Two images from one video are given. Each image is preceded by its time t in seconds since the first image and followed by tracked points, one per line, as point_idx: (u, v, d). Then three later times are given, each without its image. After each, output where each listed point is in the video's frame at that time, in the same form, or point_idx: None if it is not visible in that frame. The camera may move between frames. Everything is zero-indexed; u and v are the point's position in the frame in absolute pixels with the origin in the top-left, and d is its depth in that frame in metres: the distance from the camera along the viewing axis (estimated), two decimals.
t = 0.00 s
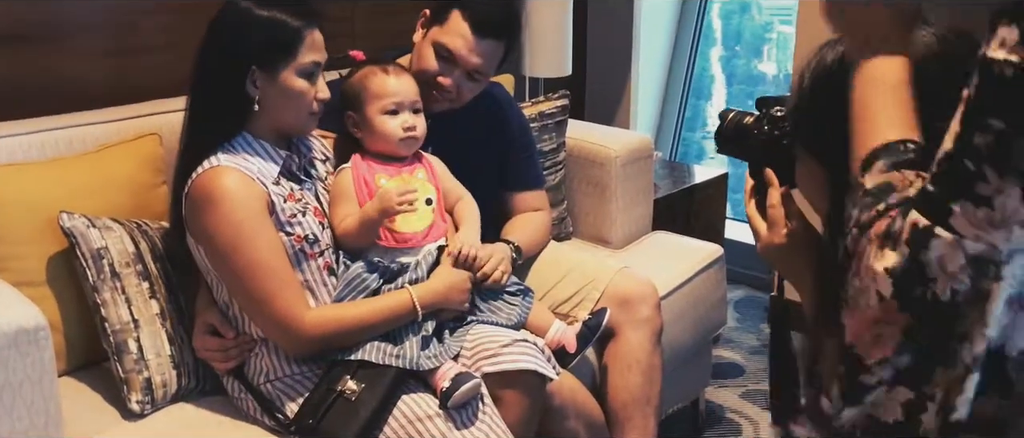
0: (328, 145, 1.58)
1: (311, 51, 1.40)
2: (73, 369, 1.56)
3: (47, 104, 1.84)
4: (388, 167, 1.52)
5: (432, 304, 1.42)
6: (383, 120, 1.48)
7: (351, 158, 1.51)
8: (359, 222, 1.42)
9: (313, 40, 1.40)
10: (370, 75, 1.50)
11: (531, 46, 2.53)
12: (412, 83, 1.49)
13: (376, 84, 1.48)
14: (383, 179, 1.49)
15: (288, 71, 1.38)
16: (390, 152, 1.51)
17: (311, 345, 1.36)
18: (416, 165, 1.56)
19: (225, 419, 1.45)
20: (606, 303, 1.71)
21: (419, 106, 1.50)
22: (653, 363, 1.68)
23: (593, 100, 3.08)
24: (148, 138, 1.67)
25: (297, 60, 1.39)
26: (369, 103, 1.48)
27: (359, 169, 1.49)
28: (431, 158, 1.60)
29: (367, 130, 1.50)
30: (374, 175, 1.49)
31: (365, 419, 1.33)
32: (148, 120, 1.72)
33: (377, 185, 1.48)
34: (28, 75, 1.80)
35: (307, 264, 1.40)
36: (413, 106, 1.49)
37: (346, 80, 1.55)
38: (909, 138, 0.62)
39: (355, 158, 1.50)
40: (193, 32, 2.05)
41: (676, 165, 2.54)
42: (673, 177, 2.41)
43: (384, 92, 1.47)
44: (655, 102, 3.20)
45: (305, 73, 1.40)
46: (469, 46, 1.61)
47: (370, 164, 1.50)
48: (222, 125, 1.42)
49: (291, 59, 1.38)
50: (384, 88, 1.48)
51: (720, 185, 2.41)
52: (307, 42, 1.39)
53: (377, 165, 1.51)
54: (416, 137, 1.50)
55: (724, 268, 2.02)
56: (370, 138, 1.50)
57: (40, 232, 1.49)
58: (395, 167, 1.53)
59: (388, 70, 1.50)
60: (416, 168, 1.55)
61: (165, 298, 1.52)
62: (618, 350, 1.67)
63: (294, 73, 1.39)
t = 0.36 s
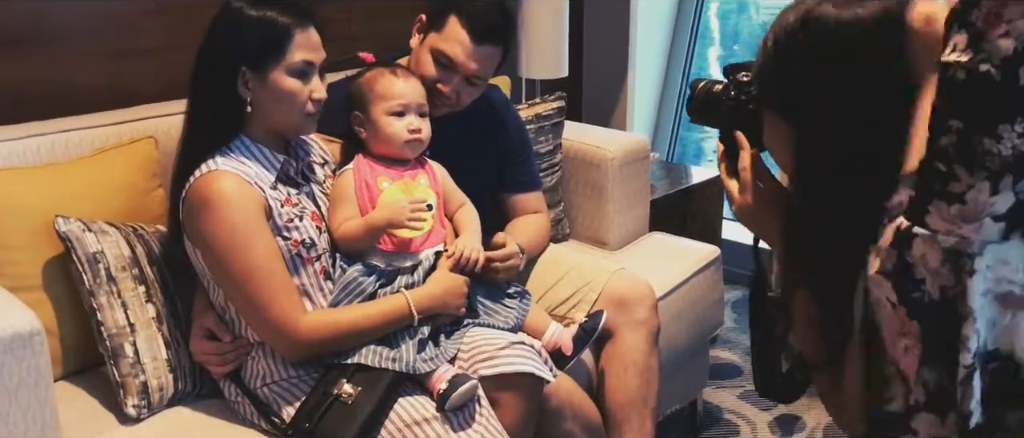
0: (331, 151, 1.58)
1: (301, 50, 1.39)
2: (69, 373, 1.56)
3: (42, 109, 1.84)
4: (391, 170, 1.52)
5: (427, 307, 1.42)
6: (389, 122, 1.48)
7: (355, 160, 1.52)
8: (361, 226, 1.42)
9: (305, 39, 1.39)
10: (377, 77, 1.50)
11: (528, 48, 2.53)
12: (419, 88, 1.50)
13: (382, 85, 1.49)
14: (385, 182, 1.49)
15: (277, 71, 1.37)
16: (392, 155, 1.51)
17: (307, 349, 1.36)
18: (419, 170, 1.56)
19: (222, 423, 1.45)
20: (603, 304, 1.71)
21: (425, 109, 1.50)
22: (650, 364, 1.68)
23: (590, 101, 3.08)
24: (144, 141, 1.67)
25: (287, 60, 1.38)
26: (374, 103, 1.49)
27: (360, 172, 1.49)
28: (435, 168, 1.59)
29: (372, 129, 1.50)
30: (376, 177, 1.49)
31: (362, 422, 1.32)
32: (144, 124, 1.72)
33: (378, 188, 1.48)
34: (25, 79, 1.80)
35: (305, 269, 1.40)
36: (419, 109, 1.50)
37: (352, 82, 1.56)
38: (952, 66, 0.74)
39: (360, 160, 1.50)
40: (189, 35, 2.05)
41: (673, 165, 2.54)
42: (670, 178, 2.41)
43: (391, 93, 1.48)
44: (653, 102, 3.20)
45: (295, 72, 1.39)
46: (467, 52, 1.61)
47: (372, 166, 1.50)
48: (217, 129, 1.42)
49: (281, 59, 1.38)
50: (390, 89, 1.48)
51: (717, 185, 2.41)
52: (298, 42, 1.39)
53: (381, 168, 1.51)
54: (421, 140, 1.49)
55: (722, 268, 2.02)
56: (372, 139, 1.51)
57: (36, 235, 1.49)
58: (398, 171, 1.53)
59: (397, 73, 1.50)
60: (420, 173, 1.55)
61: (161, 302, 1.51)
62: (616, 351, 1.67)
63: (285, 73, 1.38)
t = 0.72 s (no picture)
0: (328, 152, 1.60)
1: (306, 57, 1.40)
2: (68, 378, 1.56)
3: (41, 114, 1.84)
4: (388, 174, 1.52)
5: (428, 311, 1.42)
6: (382, 123, 1.48)
7: (353, 164, 1.52)
8: (360, 230, 1.42)
9: (307, 45, 1.40)
10: (369, 82, 1.50)
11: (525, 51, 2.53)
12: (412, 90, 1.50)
13: (375, 89, 1.49)
14: (383, 186, 1.50)
15: (280, 77, 1.38)
16: (388, 156, 1.51)
17: (307, 354, 1.36)
18: (417, 173, 1.56)
19: (221, 428, 1.45)
20: (602, 307, 1.71)
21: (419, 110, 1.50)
22: (648, 367, 1.68)
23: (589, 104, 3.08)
24: (144, 146, 1.67)
25: (290, 66, 1.38)
26: (368, 108, 1.49)
27: (359, 176, 1.49)
28: (431, 169, 1.59)
29: (367, 136, 1.50)
30: (373, 181, 1.49)
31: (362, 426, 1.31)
32: (142, 128, 1.72)
33: (376, 192, 1.49)
34: (24, 84, 1.80)
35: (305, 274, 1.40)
36: (413, 110, 1.49)
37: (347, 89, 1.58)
38: (931, 60, 0.66)
39: (357, 165, 1.50)
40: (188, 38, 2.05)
41: (672, 168, 2.54)
42: (669, 180, 2.42)
43: (384, 95, 1.48)
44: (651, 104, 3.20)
45: (298, 78, 1.39)
46: (466, 54, 1.62)
47: (370, 170, 1.50)
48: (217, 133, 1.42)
49: (284, 66, 1.38)
50: (383, 92, 1.48)
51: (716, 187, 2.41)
52: (300, 48, 1.39)
53: (377, 171, 1.51)
54: (415, 140, 1.49)
55: (720, 271, 2.02)
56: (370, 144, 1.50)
57: (35, 241, 1.49)
58: (396, 174, 1.53)
59: (388, 76, 1.51)
60: (418, 175, 1.55)
61: (160, 307, 1.52)
62: (614, 354, 1.67)
63: (287, 79, 1.38)
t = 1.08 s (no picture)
0: (325, 157, 1.60)
1: (309, 65, 1.41)
2: (68, 383, 1.57)
3: (39, 120, 1.84)
4: (387, 178, 1.52)
5: (427, 314, 1.43)
6: (374, 125, 1.48)
7: (351, 169, 1.52)
8: (357, 235, 1.42)
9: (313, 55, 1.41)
10: (363, 87, 1.51)
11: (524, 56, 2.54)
12: (404, 92, 1.50)
13: (368, 92, 1.49)
14: (382, 189, 1.50)
15: (286, 85, 1.39)
16: (384, 158, 1.51)
17: (307, 358, 1.36)
18: (416, 177, 1.56)
19: (221, 432, 1.45)
20: (600, 312, 1.71)
21: (412, 112, 1.50)
22: (647, 371, 1.68)
23: (587, 107, 3.09)
24: (143, 151, 1.67)
25: (297, 75, 1.39)
26: (360, 111, 1.49)
27: (357, 180, 1.50)
28: (427, 171, 1.60)
29: (361, 141, 1.51)
30: (372, 185, 1.50)
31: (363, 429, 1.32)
32: (142, 134, 1.73)
33: (375, 195, 1.49)
34: (25, 90, 1.81)
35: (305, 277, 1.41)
36: (406, 112, 1.50)
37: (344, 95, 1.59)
38: (885, 98, 0.65)
39: (355, 169, 1.50)
40: (188, 44, 2.06)
41: (670, 172, 2.54)
42: (667, 184, 2.42)
43: (377, 98, 1.48)
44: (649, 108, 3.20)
45: (302, 87, 1.40)
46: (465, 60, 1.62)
47: (368, 175, 1.51)
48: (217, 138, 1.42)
49: (291, 75, 1.39)
50: (376, 96, 1.48)
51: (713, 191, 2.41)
52: (304, 57, 1.40)
53: (375, 174, 1.52)
54: (409, 142, 1.50)
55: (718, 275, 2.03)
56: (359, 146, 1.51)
57: (36, 247, 1.50)
58: (393, 178, 1.53)
59: (381, 81, 1.51)
60: (416, 179, 1.56)
61: (160, 312, 1.52)
62: (613, 358, 1.68)
63: (292, 88, 1.39)
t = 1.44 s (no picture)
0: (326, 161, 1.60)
1: (311, 71, 1.41)
2: (70, 388, 1.57)
3: (40, 126, 1.85)
4: (387, 183, 1.53)
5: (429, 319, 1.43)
6: (357, 133, 1.51)
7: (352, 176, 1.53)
8: (362, 242, 1.42)
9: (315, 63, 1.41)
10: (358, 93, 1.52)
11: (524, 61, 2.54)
12: (396, 98, 1.51)
13: (359, 99, 1.51)
14: (382, 194, 1.50)
15: (288, 92, 1.39)
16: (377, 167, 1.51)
17: (308, 362, 1.37)
18: (416, 181, 1.56)
19: (224, 437, 1.46)
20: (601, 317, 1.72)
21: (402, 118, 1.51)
22: (648, 376, 1.68)
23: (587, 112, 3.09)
24: (145, 157, 1.68)
25: (299, 82, 1.40)
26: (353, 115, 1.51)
27: (358, 186, 1.50)
28: (426, 173, 1.60)
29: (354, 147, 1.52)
30: (372, 191, 1.50)
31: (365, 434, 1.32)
32: (145, 139, 1.73)
33: (375, 200, 1.49)
34: (28, 96, 1.81)
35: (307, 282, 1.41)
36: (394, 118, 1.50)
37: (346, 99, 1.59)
38: (883, 135, 0.67)
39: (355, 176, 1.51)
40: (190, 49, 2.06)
41: (670, 176, 2.55)
42: (667, 189, 2.43)
43: (368, 103, 1.49)
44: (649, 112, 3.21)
45: (304, 93, 1.40)
46: (467, 57, 1.64)
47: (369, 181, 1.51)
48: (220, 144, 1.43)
49: (294, 82, 1.39)
50: (368, 101, 1.50)
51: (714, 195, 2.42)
52: (307, 64, 1.41)
53: (375, 180, 1.52)
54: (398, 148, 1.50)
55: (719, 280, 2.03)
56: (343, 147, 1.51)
57: (38, 253, 1.50)
58: (394, 183, 1.53)
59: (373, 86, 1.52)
60: (416, 183, 1.55)
61: (163, 317, 1.52)
62: (614, 363, 1.68)
63: (294, 94, 1.39)
